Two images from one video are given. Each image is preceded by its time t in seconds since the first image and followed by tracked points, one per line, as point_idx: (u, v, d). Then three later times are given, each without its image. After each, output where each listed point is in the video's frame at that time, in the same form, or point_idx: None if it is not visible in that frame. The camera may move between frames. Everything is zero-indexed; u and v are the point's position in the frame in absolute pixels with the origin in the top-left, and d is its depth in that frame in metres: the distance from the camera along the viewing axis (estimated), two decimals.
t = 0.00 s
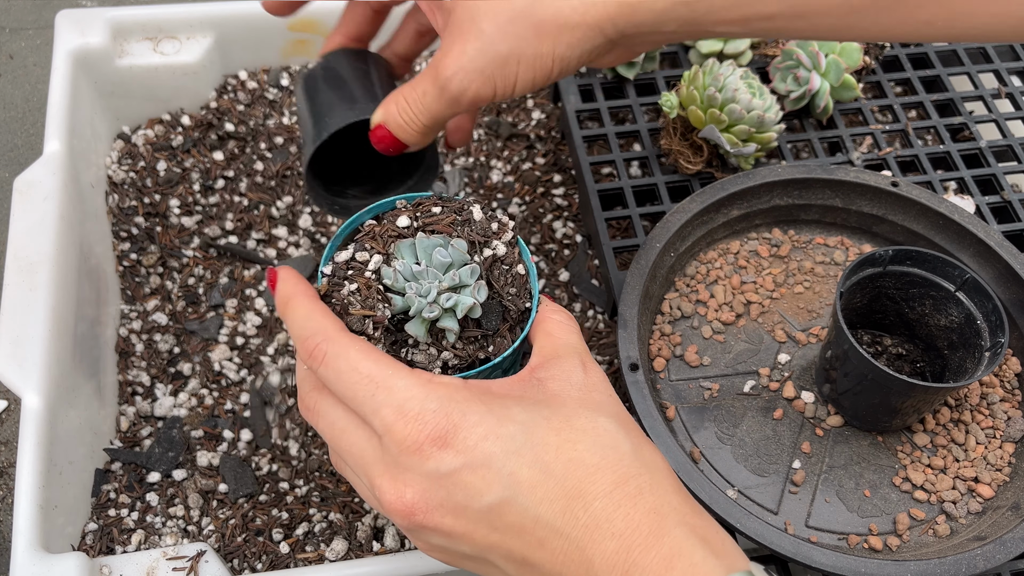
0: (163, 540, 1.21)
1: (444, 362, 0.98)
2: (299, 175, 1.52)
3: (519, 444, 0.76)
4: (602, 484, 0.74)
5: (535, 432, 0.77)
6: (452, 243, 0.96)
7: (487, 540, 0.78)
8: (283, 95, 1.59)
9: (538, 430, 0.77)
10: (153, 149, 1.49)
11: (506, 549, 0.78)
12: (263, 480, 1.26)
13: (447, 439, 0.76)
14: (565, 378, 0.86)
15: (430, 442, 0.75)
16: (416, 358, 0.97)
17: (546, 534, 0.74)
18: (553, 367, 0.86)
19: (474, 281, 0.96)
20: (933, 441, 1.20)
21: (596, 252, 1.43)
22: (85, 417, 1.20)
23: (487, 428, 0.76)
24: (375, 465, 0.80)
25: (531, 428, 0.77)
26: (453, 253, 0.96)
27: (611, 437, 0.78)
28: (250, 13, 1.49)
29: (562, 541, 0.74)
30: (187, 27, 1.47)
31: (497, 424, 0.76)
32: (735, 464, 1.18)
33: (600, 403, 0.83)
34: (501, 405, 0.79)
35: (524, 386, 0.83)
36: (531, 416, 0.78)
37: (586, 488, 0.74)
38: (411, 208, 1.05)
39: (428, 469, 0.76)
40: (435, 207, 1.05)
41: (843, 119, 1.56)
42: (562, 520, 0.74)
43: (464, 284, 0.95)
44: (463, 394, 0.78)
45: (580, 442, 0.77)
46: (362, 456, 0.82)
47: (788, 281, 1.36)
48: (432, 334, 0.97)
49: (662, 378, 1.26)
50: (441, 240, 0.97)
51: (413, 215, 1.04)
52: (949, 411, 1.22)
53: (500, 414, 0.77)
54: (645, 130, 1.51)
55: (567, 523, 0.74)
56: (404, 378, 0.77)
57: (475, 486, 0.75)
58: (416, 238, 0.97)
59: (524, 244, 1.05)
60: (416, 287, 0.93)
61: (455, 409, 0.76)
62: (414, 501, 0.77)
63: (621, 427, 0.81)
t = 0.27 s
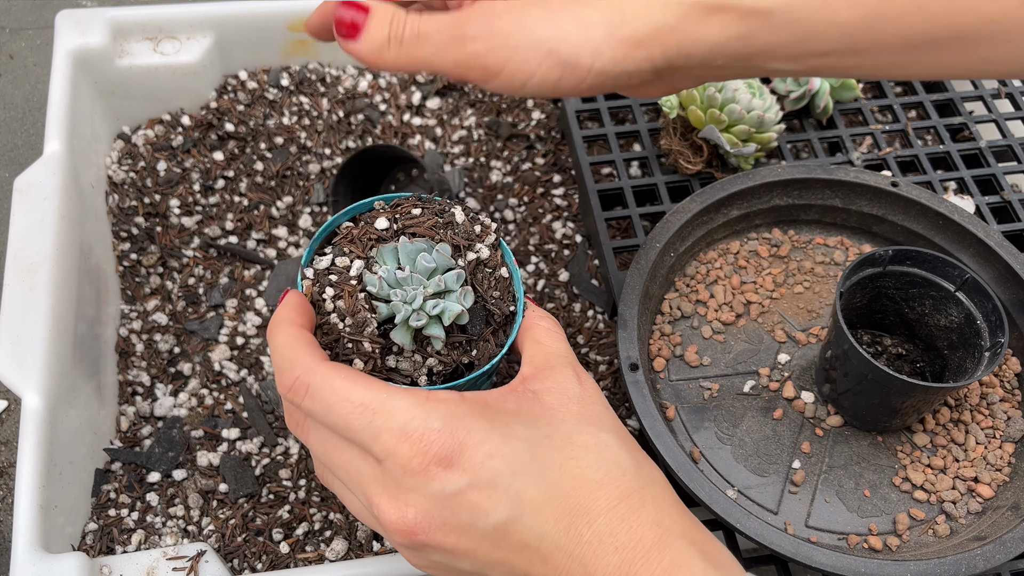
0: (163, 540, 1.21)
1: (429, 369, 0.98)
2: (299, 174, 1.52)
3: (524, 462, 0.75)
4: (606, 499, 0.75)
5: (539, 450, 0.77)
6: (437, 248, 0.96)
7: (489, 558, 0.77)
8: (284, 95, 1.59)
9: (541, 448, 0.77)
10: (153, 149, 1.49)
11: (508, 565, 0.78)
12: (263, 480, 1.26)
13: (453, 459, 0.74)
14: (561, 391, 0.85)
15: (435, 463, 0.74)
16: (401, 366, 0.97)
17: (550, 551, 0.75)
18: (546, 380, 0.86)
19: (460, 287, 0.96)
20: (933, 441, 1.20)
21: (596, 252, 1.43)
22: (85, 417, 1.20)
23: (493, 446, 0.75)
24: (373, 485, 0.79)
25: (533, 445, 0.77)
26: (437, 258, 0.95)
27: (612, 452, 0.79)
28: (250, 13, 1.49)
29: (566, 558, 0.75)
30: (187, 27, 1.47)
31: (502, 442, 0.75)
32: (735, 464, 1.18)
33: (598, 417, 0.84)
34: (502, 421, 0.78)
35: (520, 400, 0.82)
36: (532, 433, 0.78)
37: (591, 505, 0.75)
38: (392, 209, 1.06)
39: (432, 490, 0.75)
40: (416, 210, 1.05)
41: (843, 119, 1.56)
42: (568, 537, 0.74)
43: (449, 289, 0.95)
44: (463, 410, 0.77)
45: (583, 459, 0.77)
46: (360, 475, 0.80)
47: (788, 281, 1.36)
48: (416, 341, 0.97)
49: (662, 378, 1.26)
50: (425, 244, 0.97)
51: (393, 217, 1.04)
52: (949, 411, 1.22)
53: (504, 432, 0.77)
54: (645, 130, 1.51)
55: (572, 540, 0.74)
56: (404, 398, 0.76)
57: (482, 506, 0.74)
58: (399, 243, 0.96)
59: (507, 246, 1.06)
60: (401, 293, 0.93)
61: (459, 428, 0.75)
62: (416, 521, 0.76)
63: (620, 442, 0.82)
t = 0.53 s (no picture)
0: (163, 540, 1.21)
1: (439, 369, 0.97)
2: (299, 175, 1.52)
3: (553, 471, 0.76)
4: (629, 508, 0.77)
5: (565, 458, 0.78)
6: (457, 249, 0.97)
7: (512, 562, 0.79)
8: (283, 95, 1.59)
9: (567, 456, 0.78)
10: (153, 149, 1.50)
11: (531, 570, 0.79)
12: (263, 480, 1.26)
13: (486, 466, 0.75)
14: (580, 399, 0.86)
15: (468, 470, 0.75)
16: (411, 365, 0.96)
17: (574, 557, 0.77)
18: (566, 388, 0.86)
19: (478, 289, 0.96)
20: (933, 441, 1.20)
21: (596, 252, 1.43)
22: (85, 417, 1.20)
23: (524, 454, 0.76)
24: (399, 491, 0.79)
25: (561, 454, 0.78)
26: (457, 258, 0.96)
27: (633, 460, 0.80)
28: (251, 13, 1.49)
29: (588, 563, 0.76)
30: (187, 27, 1.47)
31: (532, 450, 0.77)
32: (735, 464, 1.18)
33: (618, 425, 0.85)
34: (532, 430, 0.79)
35: (542, 408, 0.83)
36: (559, 442, 0.79)
37: (614, 513, 0.76)
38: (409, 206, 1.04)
39: (463, 497, 0.75)
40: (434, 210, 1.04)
41: (843, 119, 1.56)
42: (593, 544, 0.76)
43: (467, 291, 0.96)
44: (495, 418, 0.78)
45: (608, 468, 0.79)
46: (386, 481, 0.81)
47: (788, 281, 1.36)
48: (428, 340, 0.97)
49: (662, 378, 1.26)
50: (445, 244, 0.98)
51: (408, 213, 1.03)
52: (949, 411, 1.22)
53: (532, 440, 0.78)
54: (645, 130, 1.51)
55: (595, 547, 0.76)
56: (437, 406, 0.76)
57: (510, 514, 0.76)
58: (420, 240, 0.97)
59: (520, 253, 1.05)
60: (420, 292, 0.94)
61: (492, 436, 0.76)
62: (443, 527, 0.77)
63: (640, 450, 0.83)
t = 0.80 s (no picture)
0: (163, 540, 1.21)
1: (443, 379, 0.97)
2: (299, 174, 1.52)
3: (552, 481, 0.77)
4: (628, 517, 0.77)
5: (565, 468, 0.78)
6: (457, 259, 0.97)
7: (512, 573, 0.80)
8: (283, 95, 1.59)
9: (566, 466, 0.78)
10: (153, 149, 1.50)
11: None
12: (263, 480, 1.26)
13: (485, 477, 0.76)
14: (580, 406, 0.86)
15: (467, 482, 0.75)
16: (416, 375, 0.96)
17: (573, 567, 0.76)
18: (565, 396, 0.86)
19: (480, 298, 0.96)
20: (933, 441, 1.20)
21: (596, 252, 1.43)
22: (85, 417, 1.20)
23: (523, 465, 0.77)
24: (399, 503, 0.80)
25: (560, 465, 0.78)
26: (458, 268, 0.96)
27: (633, 470, 0.80)
28: (251, 13, 1.49)
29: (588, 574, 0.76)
30: (187, 27, 1.47)
31: (531, 460, 0.77)
32: (735, 465, 1.18)
33: (618, 434, 0.85)
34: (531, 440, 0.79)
35: (542, 417, 0.83)
36: (558, 451, 0.79)
37: (612, 522, 0.76)
38: (409, 217, 1.04)
39: (462, 509, 0.76)
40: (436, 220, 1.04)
41: (842, 119, 1.56)
42: (592, 555, 0.76)
43: (469, 301, 0.96)
44: (492, 428, 0.79)
45: (607, 477, 0.79)
46: (386, 494, 0.81)
47: (788, 281, 1.36)
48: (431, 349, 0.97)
49: (662, 378, 1.26)
50: (446, 255, 0.97)
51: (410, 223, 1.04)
52: (949, 411, 1.22)
53: (531, 450, 0.78)
54: (645, 130, 1.51)
55: (595, 557, 0.76)
56: (435, 419, 0.76)
57: (510, 525, 0.76)
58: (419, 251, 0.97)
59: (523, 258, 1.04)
60: (421, 304, 0.93)
61: (490, 447, 0.77)
62: (442, 539, 0.78)
63: (641, 459, 0.83)
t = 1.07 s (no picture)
0: (163, 540, 1.21)
1: (437, 381, 0.98)
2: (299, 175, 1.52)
3: (544, 479, 0.77)
4: (622, 511, 0.78)
5: (557, 465, 0.78)
6: (442, 261, 0.97)
7: (508, 569, 0.81)
8: (283, 95, 1.59)
9: (558, 463, 0.78)
10: (153, 149, 1.50)
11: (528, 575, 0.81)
12: (262, 480, 1.26)
13: (475, 477, 0.76)
14: (573, 399, 0.85)
15: (457, 483, 0.76)
16: (408, 379, 0.96)
17: (570, 563, 0.78)
18: (558, 390, 0.85)
19: (467, 299, 0.97)
20: (933, 441, 1.20)
21: (596, 252, 1.43)
22: (85, 417, 1.20)
23: (514, 464, 0.76)
24: (392, 505, 0.80)
25: (553, 461, 0.78)
26: (442, 270, 0.97)
27: (626, 463, 0.81)
28: (251, 13, 1.49)
29: (583, 568, 0.78)
30: (187, 27, 1.47)
31: (522, 459, 0.77)
32: (735, 465, 1.18)
33: (611, 426, 0.84)
34: (521, 437, 0.79)
35: (533, 411, 0.82)
36: (550, 448, 0.79)
37: (608, 518, 0.77)
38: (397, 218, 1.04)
39: (455, 510, 0.76)
40: (420, 222, 1.03)
41: (842, 119, 1.56)
42: (587, 550, 0.77)
43: (456, 302, 0.96)
44: (482, 427, 0.78)
45: (600, 472, 0.79)
46: (378, 497, 0.82)
47: (788, 281, 1.36)
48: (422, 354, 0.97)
49: (662, 378, 1.26)
50: (430, 257, 0.98)
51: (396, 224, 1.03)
52: (949, 411, 1.22)
53: (522, 448, 0.78)
54: (645, 130, 1.51)
55: (590, 552, 0.77)
56: (423, 421, 0.75)
57: (503, 524, 0.76)
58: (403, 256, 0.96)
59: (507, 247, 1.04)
60: (408, 310, 0.93)
61: (480, 447, 0.76)
62: (437, 540, 0.79)
63: (633, 451, 0.83)
